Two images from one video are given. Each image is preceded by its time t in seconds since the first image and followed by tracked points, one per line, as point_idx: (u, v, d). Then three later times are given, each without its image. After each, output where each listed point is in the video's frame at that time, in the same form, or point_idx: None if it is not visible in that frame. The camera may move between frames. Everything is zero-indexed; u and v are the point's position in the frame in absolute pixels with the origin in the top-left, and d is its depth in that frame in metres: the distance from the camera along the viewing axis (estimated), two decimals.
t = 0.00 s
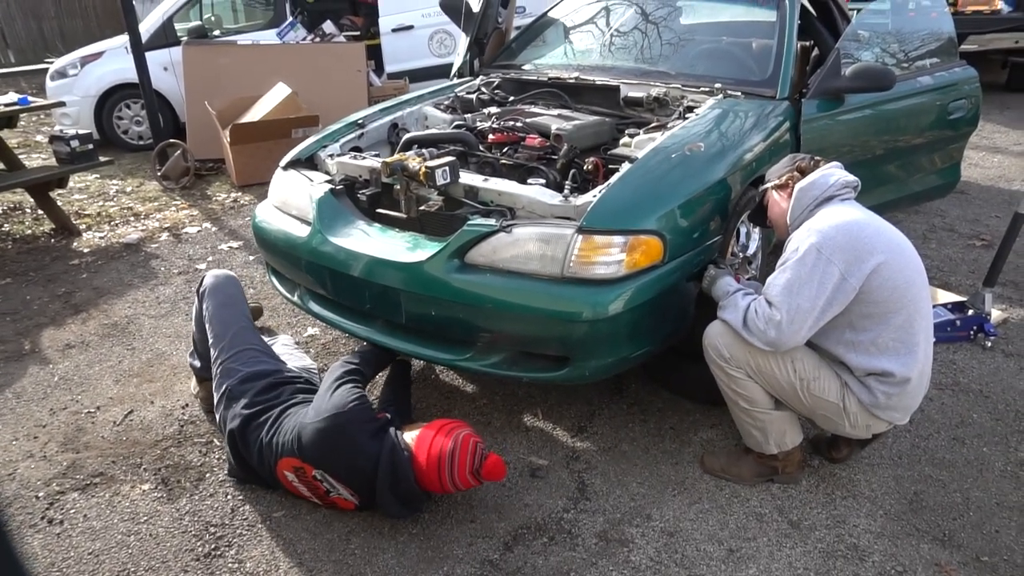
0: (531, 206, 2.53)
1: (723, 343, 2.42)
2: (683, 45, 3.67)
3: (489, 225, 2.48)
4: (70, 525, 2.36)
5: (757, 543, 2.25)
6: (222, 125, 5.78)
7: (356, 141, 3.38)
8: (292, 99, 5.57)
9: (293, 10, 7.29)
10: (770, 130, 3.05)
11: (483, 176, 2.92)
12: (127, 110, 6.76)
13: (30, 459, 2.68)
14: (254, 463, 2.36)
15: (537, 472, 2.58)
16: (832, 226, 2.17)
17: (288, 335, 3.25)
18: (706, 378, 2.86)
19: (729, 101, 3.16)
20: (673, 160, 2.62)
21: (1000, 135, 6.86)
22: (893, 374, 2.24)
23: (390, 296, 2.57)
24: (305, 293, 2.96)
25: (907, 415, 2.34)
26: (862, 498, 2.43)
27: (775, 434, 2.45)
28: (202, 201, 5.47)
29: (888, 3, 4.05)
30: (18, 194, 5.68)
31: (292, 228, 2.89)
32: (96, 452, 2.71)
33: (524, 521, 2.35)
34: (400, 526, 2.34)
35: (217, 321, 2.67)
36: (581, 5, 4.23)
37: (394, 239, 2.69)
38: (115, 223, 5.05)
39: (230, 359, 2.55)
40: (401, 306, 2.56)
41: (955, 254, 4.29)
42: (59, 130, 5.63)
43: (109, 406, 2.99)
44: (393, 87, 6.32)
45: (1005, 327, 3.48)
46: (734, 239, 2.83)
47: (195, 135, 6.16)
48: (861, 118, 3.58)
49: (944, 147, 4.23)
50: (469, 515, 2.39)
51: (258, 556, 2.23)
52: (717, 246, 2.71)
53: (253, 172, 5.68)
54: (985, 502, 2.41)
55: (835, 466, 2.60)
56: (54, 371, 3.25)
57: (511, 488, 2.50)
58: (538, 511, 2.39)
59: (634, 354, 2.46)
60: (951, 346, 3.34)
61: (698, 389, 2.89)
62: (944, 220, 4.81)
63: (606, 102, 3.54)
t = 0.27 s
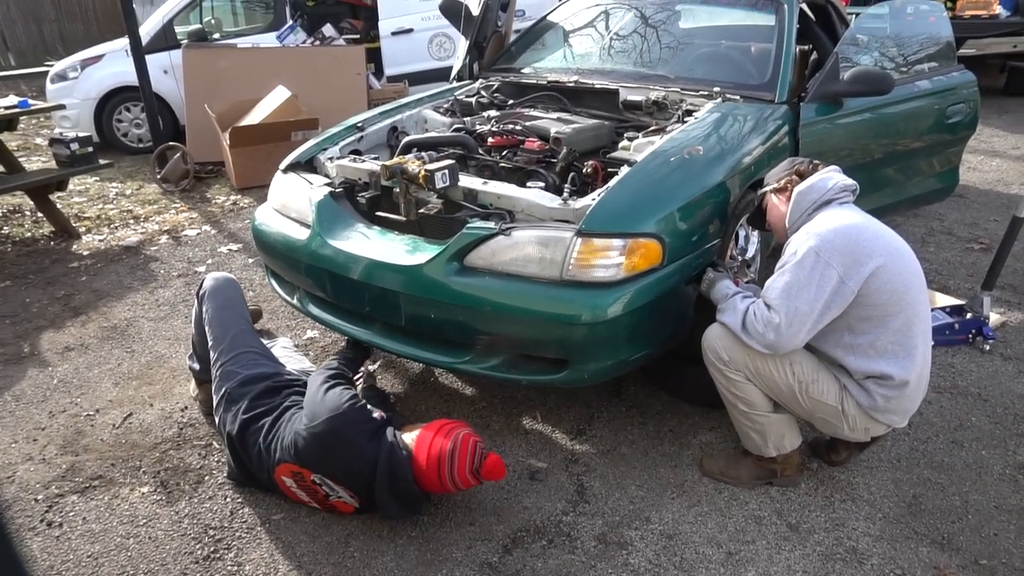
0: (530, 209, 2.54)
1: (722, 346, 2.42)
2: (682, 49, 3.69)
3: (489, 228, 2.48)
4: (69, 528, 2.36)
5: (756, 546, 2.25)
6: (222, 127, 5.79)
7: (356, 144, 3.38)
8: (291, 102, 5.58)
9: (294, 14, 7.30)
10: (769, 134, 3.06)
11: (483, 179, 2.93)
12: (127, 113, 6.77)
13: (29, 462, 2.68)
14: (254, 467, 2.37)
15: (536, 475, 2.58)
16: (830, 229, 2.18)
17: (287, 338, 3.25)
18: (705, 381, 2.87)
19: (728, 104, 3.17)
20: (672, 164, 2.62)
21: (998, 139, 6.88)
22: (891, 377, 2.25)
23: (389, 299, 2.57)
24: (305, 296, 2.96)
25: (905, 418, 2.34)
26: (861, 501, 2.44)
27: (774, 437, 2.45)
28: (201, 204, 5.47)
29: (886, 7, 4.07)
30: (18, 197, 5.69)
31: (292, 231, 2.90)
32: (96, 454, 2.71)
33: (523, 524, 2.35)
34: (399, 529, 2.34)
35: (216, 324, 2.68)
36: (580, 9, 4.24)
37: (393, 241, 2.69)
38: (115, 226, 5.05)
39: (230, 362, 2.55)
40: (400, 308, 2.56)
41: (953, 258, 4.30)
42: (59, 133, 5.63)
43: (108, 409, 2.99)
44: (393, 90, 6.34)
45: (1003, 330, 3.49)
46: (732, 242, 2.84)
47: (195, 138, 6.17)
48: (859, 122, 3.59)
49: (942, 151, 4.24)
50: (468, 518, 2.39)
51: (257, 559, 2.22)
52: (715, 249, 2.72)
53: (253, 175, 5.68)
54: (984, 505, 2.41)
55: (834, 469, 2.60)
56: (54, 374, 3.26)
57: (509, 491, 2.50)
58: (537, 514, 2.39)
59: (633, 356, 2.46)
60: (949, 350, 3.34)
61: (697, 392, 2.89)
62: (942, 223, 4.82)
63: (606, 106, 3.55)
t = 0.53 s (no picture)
0: (529, 211, 2.54)
1: (720, 347, 2.42)
2: (680, 51, 3.69)
3: (487, 230, 2.48)
4: (67, 531, 2.35)
5: (755, 547, 2.25)
6: (220, 130, 5.78)
7: (354, 146, 3.38)
8: (290, 104, 5.58)
9: (292, 16, 7.31)
10: (767, 135, 3.06)
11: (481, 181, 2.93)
12: (125, 116, 6.77)
13: (28, 465, 2.67)
14: (252, 472, 2.37)
15: (535, 477, 2.58)
16: (829, 231, 2.18)
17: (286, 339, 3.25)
18: (704, 382, 2.87)
19: (727, 106, 3.17)
20: (670, 166, 2.63)
21: (995, 141, 6.90)
22: (890, 378, 2.25)
23: (388, 301, 2.57)
24: (303, 298, 2.96)
25: (904, 420, 2.34)
26: (860, 502, 2.44)
27: (772, 438, 2.46)
28: (200, 207, 5.47)
29: (884, 10, 4.06)
30: (16, 199, 5.69)
31: (290, 233, 2.90)
32: (94, 457, 2.71)
33: (522, 526, 2.35)
34: (398, 531, 2.34)
35: (193, 342, 2.68)
36: (578, 11, 4.25)
37: (392, 243, 2.69)
38: (113, 228, 5.04)
39: (217, 372, 2.56)
40: (399, 310, 2.56)
41: (951, 259, 4.31)
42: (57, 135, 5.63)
43: (106, 412, 2.99)
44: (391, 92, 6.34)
45: (1001, 332, 3.49)
46: (731, 243, 2.84)
47: (194, 140, 6.17)
48: (857, 124, 3.59)
49: (940, 152, 4.24)
50: (467, 520, 2.39)
51: (255, 562, 2.22)
52: (714, 251, 2.72)
53: (251, 177, 5.68)
54: (983, 507, 2.41)
55: (833, 470, 2.60)
56: (52, 377, 3.25)
57: (508, 493, 2.50)
58: (536, 516, 2.39)
59: (632, 358, 2.46)
60: (948, 351, 3.34)
61: (695, 394, 2.89)
62: (940, 225, 4.83)
63: (604, 108, 3.55)
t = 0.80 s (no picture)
0: (527, 213, 2.54)
1: (719, 348, 2.42)
2: (678, 53, 3.70)
3: (486, 232, 2.48)
4: (64, 533, 2.35)
5: (753, 549, 2.25)
6: (218, 131, 5.78)
7: (352, 148, 3.38)
8: (288, 105, 5.57)
9: (291, 17, 7.31)
10: (765, 137, 3.07)
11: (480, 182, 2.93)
12: (123, 117, 6.76)
13: (25, 467, 2.67)
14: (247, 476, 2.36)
15: (533, 479, 2.58)
16: (828, 232, 2.19)
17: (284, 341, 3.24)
18: (702, 384, 2.87)
19: (725, 108, 3.18)
20: (669, 167, 2.63)
21: (993, 143, 6.92)
22: (889, 380, 2.25)
23: (387, 302, 2.57)
24: (301, 300, 2.96)
25: (902, 421, 2.34)
26: (858, 504, 2.44)
27: (771, 440, 2.46)
28: (198, 208, 5.46)
29: (881, 12, 4.06)
30: (13, 200, 5.67)
31: (289, 234, 2.89)
32: (91, 459, 2.70)
33: (521, 528, 2.35)
34: (396, 533, 2.34)
35: (171, 352, 2.64)
36: (577, 13, 4.25)
37: (391, 244, 2.69)
38: (110, 230, 5.03)
39: (191, 388, 2.52)
40: (398, 312, 2.56)
41: (949, 261, 4.31)
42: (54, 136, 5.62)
43: (104, 413, 2.98)
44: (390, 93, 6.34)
45: (999, 333, 3.50)
46: (729, 245, 2.84)
47: (192, 141, 6.17)
48: (855, 126, 3.60)
49: (937, 154, 4.25)
50: (465, 521, 2.38)
51: (253, 564, 2.22)
52: (712, 252, 2.72)
53: (249, 178, 5.67)
54: (980, 508, 2.41)
55: (831, 472, 2.61)
56: (49, 378, 3.24)
57: (506, 495, 2.50)
58: (534, 518, 2.39)
59: (630, 360, 2.46)
60: (945, 353, 3.35)
61: (693, 395, 2.89)
62: (938, 227, 4.83)
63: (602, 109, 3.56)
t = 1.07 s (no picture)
0: (525, 215, 2.54)
1: (718, 350, 2.42)
2: (676, 55, 3.70)
3: (485, 233, 2.49)
4: (61, 535, 2.34)
5: (751, 551, 2.25)
6: (217, 131, 5.77)
7: (351, 149, 3.38)
8: (286, 106, 5.57)
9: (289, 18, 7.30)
10: (764, 139, 3.07)
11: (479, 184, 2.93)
12: (121, 117, 6.75)
13: (21, 468, 2.66)
14: (258, 459, 2.37)
15: (532, 480, 2.58)
16: (827, 234, 2.19)
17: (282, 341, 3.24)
18: (701, 386, 2.87)
19: (723, 110, 3.18)
20: (667, 169, 2.63)
21: (990, 145, 6.93)
22: (887, 382, 2.25)
23: (385, 304, 2.57)
24: (300, 301, 2.96)
25: (900, 423, 2.35)
26: (856, 506, 2.44)
27: (769, 442, 2.46)
28: (196, 209, 5.45)
29: (879, 15, 4.06)
30: (10, 201, 5.66)
31: (287, 236, 2.89)
32: (89, 460, 2.69)
33: (519, 530, 2.35)
34: (395, 535, 2.33)
35: (195, 334, 2.68)
36: (575, 15, 4.25)
37: (389, 246, 2.69)
38: (108, 230, 5.03)
39: (214, 370, 2.57)
40: (396, 313, 2.56)
41: (946, 263, 4.32)
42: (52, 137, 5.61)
43: (101, 414, 2.97)
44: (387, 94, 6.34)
45: (996, 336, 3.50)
46: (728, 247, 2.85)
47: (190, 141, 6.16)
48: (853, 128, 3.61)
49: (935, 157, 4.26)
50: (464, 523, 2.38)
51: (251, 566, 2.21)
52: (711, 255, 2.72)
53: (248, 179, 5.67)
54: (978, 510, 2.42)
55: (829, 474, 2.61)
56: (46, 380, 3.24)
57: (505, 497, 2.50)
58: (532, 520, 2.39)
59: (629, 362, 2.46)
60: (943, 354, 3.35)
61: (691, 397, 2.89)
62: (935, 229, 4.84)
63: (601, 111, 3.56)
